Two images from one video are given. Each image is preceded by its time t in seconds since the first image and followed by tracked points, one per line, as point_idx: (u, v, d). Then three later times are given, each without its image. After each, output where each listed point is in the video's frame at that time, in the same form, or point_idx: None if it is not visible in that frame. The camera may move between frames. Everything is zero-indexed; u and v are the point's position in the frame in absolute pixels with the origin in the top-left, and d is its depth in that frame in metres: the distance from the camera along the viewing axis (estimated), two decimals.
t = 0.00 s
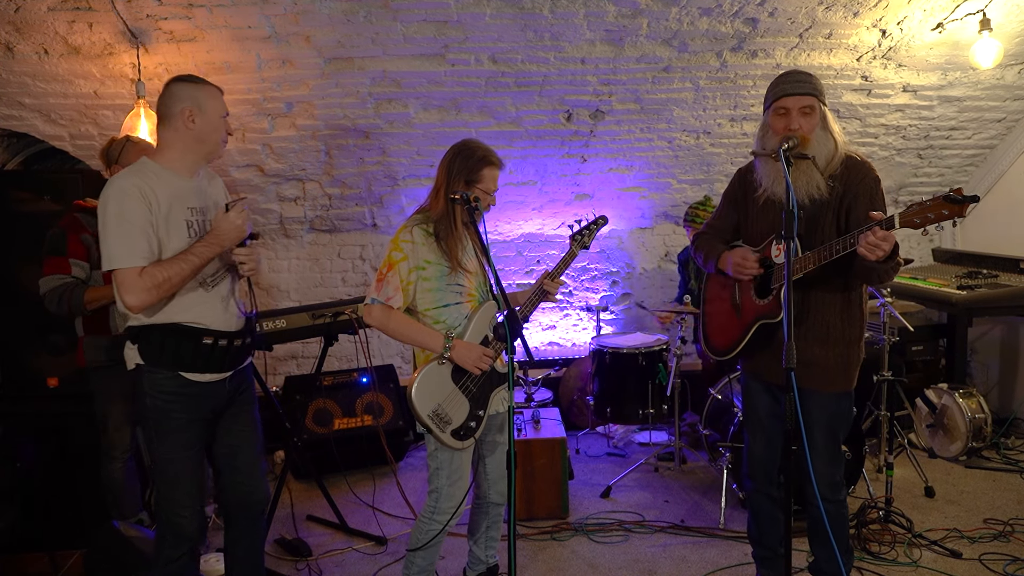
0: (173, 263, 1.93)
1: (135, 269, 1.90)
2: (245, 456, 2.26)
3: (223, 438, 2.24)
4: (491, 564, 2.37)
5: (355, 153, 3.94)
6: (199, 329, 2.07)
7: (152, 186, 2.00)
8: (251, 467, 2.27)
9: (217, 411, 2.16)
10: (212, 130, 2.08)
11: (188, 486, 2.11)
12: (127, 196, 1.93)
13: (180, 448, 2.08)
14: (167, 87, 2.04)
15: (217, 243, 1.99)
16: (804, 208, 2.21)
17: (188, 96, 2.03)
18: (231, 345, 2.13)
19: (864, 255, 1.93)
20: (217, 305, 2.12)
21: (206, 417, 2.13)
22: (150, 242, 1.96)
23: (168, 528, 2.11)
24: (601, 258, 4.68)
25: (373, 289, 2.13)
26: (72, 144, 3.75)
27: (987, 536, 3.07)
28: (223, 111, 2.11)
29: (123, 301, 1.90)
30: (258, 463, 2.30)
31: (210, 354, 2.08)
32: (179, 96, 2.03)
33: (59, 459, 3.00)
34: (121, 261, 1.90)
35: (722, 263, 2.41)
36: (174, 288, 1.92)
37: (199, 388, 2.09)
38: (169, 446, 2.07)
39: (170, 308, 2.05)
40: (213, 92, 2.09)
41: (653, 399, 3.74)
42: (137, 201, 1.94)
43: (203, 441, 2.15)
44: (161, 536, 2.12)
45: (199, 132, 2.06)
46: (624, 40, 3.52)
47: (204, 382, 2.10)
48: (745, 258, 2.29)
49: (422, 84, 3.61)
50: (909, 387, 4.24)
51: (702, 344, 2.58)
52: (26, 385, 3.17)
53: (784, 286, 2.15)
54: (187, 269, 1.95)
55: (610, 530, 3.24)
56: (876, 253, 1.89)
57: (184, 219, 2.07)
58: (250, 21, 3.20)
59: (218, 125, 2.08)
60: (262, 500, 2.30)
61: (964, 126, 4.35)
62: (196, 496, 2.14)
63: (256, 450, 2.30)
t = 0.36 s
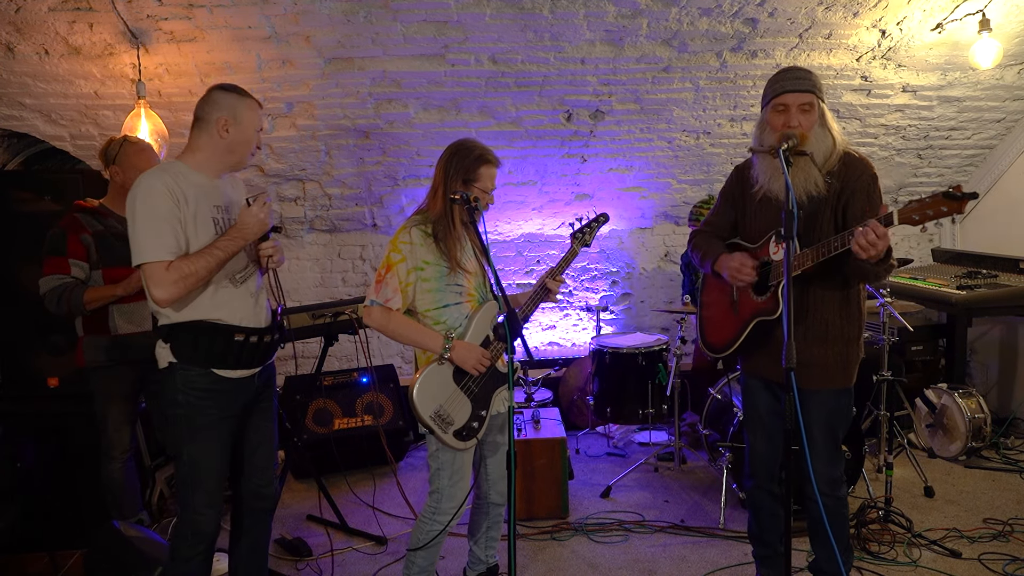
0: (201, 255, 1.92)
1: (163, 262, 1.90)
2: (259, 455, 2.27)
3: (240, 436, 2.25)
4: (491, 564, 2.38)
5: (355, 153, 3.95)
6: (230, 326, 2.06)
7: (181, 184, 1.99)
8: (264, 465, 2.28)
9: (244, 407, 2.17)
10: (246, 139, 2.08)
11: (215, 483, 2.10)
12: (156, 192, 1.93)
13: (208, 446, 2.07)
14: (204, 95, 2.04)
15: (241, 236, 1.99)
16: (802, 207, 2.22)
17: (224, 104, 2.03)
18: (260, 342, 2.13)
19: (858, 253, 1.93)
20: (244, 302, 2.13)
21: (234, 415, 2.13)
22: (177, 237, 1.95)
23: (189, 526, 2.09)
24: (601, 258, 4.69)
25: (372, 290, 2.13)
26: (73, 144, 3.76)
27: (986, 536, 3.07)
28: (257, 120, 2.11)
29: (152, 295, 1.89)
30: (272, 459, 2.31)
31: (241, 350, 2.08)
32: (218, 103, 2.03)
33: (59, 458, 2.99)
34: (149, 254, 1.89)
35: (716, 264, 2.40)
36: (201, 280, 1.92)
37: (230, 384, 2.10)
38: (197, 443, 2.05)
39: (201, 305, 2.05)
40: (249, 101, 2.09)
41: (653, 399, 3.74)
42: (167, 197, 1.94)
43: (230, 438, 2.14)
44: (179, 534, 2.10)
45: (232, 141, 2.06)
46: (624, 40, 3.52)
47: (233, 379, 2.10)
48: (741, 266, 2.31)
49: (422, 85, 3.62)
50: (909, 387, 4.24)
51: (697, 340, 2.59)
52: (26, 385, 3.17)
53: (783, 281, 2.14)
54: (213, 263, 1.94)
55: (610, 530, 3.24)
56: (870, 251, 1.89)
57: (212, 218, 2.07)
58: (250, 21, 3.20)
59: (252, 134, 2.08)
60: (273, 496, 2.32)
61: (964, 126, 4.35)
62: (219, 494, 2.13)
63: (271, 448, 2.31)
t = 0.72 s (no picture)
0: (204, 257, 1.93)
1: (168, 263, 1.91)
2: (264, 455, 2.26)
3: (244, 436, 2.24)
4: (491, 564, 2.37)
5: (355, 153, 3.94)
6: (232, 324, 2.06)
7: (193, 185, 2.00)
8: (270, 465, 2.27)
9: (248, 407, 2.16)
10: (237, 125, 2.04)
11: (218, 480, 2.09)
12: (166, 192, 1.94)
13: (212, 442, 2.07)
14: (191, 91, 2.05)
15: (246, 239, 1.98)
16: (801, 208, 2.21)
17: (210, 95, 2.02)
18: (264, 341, 2.11)
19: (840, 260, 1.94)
20: (252, 302, 2.13)
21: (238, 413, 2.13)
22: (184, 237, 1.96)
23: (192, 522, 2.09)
24: (601, 258, 4.69)
25: (371, 290, 2.12)
26: (72, 144, 3.76)
27: (987, 536, 3.07)
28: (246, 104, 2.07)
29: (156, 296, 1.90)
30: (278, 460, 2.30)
31: (244, 348, 2.07)
32: (205, 101, 2.02)
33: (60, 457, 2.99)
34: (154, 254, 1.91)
35: (716, 263, 2.39)
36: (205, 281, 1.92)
37: (236, 380, 2.10)
38: (202, 438, 2.06)
39: (207, 304, 2.05)
40: (231, 89, 2.05)
41: (653, 399, 3.74)
42: (175, 196, 1.95)
43: (235, 435, 2.14)
44: (183, 530, 2.10)
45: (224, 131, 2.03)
46: (624, 40, 3.52)
47: (237, 376, 2.09)
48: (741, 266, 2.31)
49: (422, 85, 3.62)
50: (909, 387, 4.24)
51: (694, 340, 2.60)
52: (26, 385, 3.23)
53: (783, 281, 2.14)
54: (215, 263, 1.94)
55: (610, 530, 3.24)
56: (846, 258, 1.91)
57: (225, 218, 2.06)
58: (250, 21, 3.20)
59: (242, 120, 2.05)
60: (274, 495, 2.30)
61: (964, 126, 4.35)
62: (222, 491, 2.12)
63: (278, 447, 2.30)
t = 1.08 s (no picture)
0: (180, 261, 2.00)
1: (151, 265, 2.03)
2: (265, 455, 2.25)
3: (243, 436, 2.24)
4: (491, 564, 2.38)
5: (356, 153, 3.94)
6: (218, 319, 2.10)
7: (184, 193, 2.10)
8: (272, 465, 2.26)
9: (242, 405, 2.18)
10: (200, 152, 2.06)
11: (211, 474, 2.13)
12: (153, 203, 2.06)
13: (203, 436, 2.11)
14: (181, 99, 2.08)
15: (222, 245, 1.99)
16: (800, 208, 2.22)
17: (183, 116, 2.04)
18: (250, 338, 2.13)
19: (842, 254, 1.93)
20: (245, 300, 2.14)
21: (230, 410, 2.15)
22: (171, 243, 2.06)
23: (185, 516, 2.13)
24: (601, 258, 4.69)
25: (371, 289, 2.13)
26: (72, 144, 3.76)
27: (987, 536, 3.07)
28: (204, 139, 2.03)
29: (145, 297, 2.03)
30: (280, 461, 2.28)
31: (230, 344, 2.10)
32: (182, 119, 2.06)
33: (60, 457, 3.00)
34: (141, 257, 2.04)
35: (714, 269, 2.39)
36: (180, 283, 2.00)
37: (227, 377, 2.12)
38: (194, 432, 2.11)
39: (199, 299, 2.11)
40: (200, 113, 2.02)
41: (653, 399, 3.74)
42: (160, 207, 2.06)
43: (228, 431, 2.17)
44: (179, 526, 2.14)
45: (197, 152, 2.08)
46: (624, 40, 3.52)
47: (225, 372, 2.12)
48: (742, 267, 2.29)
49: (422, 84, 3.62)
50: (909, 387, 4.24)
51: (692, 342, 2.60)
52: (27, 386, 3.15)
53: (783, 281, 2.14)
54: (191, 269, 2.00)
55: (610, 530, 3.24)
56: (848, 255, 1.90)
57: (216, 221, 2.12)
58: (250, 21, 3.19)
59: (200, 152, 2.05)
60: (274, 497, 2.28)
61: (964, 126, 4.35)
62: (217, 486, 2.15)
63: (281, 447, 2.28)
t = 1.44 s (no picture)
0: (164, 273, 2.05)
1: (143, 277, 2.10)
2: (265, 454, 2.26)
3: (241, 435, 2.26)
4: (491, 564, 2.38)
5: (356, 153, 3.94)
6: (209, 319, 2.15)
7: (173, 205, 2.16)
8: (272, 464, 2.27)
9: (236, 403, 2.21)
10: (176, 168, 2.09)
11: (204, 471, 2.16)
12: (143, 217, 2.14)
13: (195, 433, 2.14)
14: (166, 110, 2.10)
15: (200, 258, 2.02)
16: (801, 207, 2.21)
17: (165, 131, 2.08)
18: (239, 339, 2.16)
19: (846, 249, 1.93)
20: (234, 304, 2.18)
21: (223, 407, 2.18)
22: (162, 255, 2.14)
23: (181, 512, 2.17)
24: (601, 258, 4.69)
25: (373, 285, 2.12)
26: (72, 144, 3.76)
27: (987, 536, 3.07)
28: (175, 159, 2.03)
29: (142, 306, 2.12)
30: (280, 461, 2.29)
31: (220, 344, 2.14)
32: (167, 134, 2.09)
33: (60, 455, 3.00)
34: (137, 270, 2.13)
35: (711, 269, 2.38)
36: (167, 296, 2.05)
37: (218, 376, 2.15)
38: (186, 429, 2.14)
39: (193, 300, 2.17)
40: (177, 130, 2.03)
41: (653, 399, 3.74)
42: (150, 220, 2.13)
43: (222, 430, 2.20)
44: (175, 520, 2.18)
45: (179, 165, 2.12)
46: (624, 40, 3.52)
47: (217, 371, 2.15)
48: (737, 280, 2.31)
49: (422, 84, 3.61)
50: (909, 387, 4.24)
51: (691, 338, 2.60)
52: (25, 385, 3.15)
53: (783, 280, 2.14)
54: (176, 281, 2.04)
55: (610, 530, 3.24)
56: (853, 251, 1.90)
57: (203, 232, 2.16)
58: (249, 21, 3.19)
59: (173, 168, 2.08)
60: (272, 498, 2.29)
61: (964, 126, 4.35)
62: (213, 482, 2.18)
63: (281, 446, 2.29)
